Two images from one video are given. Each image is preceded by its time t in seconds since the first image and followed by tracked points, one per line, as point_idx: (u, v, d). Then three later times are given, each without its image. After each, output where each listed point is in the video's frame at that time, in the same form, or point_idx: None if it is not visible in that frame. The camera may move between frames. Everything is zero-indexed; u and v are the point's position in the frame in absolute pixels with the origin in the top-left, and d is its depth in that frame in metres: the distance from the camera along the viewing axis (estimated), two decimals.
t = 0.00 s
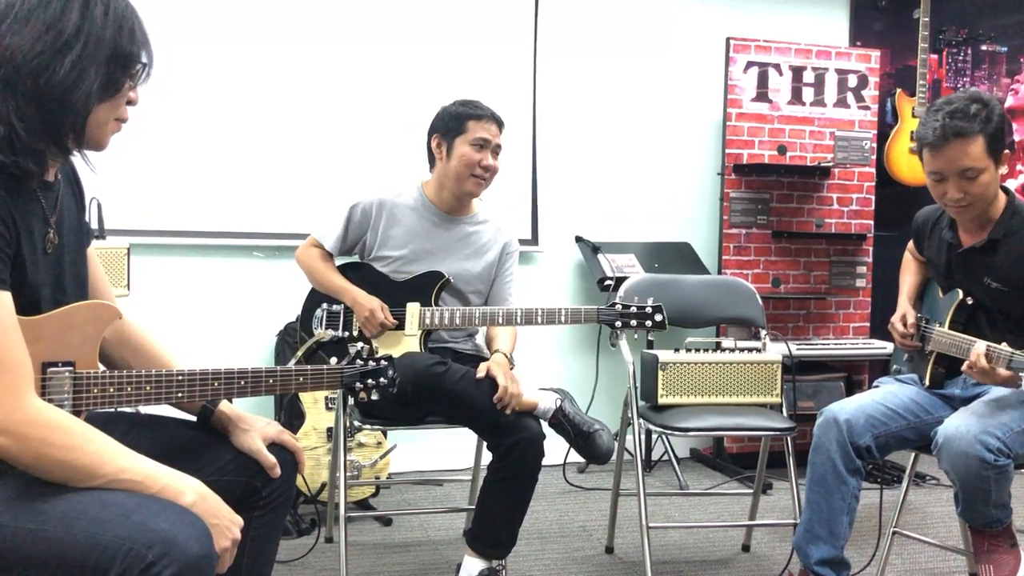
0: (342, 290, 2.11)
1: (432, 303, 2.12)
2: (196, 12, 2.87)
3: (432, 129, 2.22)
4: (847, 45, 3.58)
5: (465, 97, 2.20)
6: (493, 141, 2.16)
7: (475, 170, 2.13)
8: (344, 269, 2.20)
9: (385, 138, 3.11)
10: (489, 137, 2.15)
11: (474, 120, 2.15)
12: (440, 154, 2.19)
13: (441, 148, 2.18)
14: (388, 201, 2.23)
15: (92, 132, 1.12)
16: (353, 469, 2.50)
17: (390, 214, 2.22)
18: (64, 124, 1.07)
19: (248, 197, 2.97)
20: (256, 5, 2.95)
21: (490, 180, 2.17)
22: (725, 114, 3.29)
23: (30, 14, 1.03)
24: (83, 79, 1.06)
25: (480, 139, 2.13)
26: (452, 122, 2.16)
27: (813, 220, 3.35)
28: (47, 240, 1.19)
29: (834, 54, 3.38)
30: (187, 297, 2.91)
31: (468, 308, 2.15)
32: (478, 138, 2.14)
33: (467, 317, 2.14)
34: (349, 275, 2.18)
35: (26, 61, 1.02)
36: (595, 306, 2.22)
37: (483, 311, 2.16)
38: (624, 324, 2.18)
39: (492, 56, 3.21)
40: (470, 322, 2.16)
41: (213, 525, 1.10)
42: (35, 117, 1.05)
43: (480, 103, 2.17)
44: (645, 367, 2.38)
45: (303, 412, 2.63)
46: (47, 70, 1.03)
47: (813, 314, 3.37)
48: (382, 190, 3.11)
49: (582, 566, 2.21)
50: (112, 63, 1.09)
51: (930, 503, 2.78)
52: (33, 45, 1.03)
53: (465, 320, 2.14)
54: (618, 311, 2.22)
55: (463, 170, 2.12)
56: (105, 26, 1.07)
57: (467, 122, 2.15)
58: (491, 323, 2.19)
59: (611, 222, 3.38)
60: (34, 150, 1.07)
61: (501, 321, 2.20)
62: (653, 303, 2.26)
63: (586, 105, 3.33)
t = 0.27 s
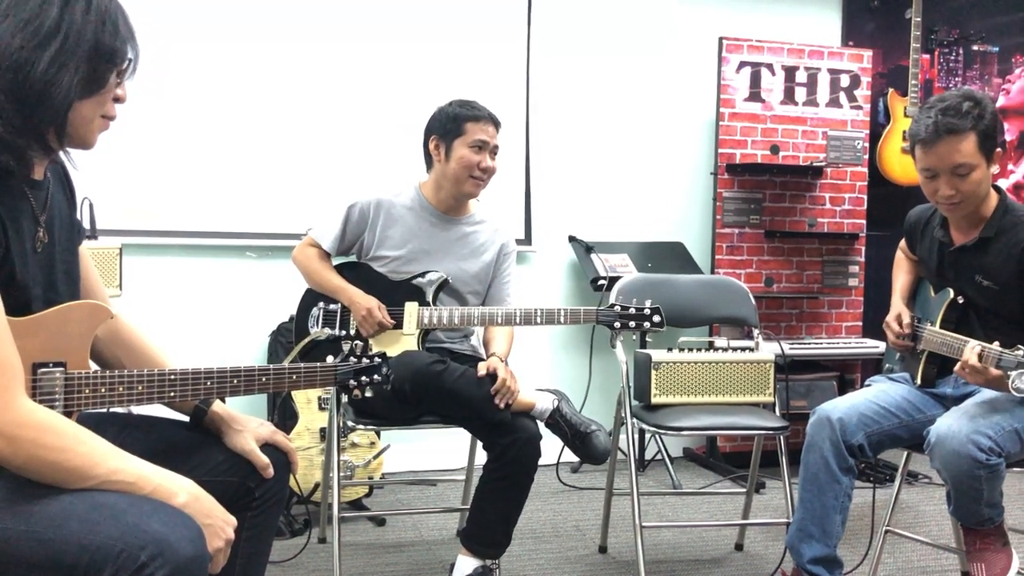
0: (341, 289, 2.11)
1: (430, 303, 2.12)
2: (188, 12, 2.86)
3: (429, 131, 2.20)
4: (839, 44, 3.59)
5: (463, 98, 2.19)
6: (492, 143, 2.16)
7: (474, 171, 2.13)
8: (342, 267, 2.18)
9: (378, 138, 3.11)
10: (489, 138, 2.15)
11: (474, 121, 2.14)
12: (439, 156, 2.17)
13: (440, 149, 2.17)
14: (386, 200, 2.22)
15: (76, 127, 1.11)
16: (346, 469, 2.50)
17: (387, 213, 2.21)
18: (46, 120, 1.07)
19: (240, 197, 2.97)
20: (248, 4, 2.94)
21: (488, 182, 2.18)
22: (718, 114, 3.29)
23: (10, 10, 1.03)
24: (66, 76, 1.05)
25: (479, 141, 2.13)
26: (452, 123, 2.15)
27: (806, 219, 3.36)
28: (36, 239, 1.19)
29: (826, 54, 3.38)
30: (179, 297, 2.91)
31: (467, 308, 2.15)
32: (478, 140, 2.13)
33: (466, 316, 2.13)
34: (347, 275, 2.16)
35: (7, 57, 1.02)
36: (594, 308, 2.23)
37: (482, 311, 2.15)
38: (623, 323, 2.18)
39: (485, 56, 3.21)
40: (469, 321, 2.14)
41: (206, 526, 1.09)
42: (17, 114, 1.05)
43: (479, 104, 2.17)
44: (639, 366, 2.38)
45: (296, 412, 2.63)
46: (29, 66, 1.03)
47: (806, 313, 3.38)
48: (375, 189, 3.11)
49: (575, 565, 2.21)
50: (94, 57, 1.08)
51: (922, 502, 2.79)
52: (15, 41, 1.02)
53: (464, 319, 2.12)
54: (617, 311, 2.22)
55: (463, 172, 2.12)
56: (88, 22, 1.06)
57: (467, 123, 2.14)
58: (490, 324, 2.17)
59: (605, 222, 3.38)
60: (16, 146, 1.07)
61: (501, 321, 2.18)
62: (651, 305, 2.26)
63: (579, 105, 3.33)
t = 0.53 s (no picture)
0: (330, 289, 2.10)
1: (421, 302, 2.11)
2: (180, 12, 2.85)
3: (424, 128, 2.21)
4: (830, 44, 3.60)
5: (459, 97, 2.19)
6: (486, 143, 2.15)
7: (466, 171, 2.13)
8: (331, 266, 2.19)
9: (370, 138, 3.11)
10: (483, 138, 2.15)
11: (469, 121, 2.14)
12: (433, 153, 2.17)
13: (433, 147, 2.17)
14: (377, 200, 2.22)
15: (63, 126, 1.11)
16: (339, 470, 2.50)
17: (378, 213, 2.21)
18: (31, 117, 1.06)
19: (232, 197, 2.96)
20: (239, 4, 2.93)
21: (480, 182, 2.18)
22: (710, 114, 3.30)
23: None
24: (51, 73, 1.05)
25: (473, 141, 2.13)
26: (446, 121, 2.15)
27: (797, 219, 3.37)
28: (26, 239, 1.19)
29: (818, 54, 3.39)
30: (170, 297, 2.90)
31: (458, 308, 2.14)
32: (472, 139, 2.13)
33: (457, 316, 2.13)
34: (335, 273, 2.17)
35: None
36: (585, 306, 2.22)
37: (473, 310, 2.15)
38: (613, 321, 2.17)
39: (477, 56, 3.21)
40: (460, 321, 2.14)
41: (198, 526, 1.09)
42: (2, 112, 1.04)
43: (474, 105, 2.16)
44: (631, 366, 2.38)
45: (288, 413, 2.62)
46: (13, 63, 1.03)
47: (797, 313, 3.39)
48: (368, 189, 3.11)
49: (568, 565, 2.21)
50: (79, 54, 1.07)
51: (913, 501, 2.80)
52: None
53: (454, 318, 2.12)
54: (607, 308, 2.21)
55: (455, 170, 2.12)
56: (73, 20, 1.06)
57: (461, 122, 2.14)
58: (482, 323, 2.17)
59: (597, 221, 3.38)
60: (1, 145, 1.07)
61: (493, 321, 2.17)
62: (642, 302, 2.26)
63: (571, 105, 3.33)
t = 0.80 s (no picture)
0: (322, 290, 2.10)
1: (413, 302, 2.12)
2: (172, 11, 2.85)
3: (416, 126, 2.21)
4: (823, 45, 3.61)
5: (451, 96, 2.19)
6: (478, 141, 2.15)
7: (458, 168, 2.13)
8: (323, 267, 2.19)
9: (364, 138, 3.11)
10: (475, 137, 2.15)
11: (461, 119, 2.14)
12: (424, 151, 2.18)
13: (425, 145, 2.17)
14: (369, 200, 2.22)
15: (53, 126, 1.11)
16: (332, 470, 2.50)
17: (370, 213, 2.21)
18: (21, 117, 1.06)
19: (225, 197, 2.95)
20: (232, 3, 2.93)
21: (471, 181, 2.17)
22: (703, 113, 3.30)
23: None
24: (41, 74, 1.05)
25: (465, 139, 2.13)
26: (438, 119, 2.15)
27: (791, 219, 3.38)
28: (17, 239, 1.18)
29: (811, 54, 3.40)
30: (163, 297, 2.89)
31: (451, 307, 2.14)
32: (463, 137, 2.13)
33: (450, 315, 2.12)
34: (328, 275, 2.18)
35: None
36: (577, 303, 2.22)
37: (466, 309, 2.15)
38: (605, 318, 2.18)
39: (471, 56, 3.21)
40: (454, 320, 2.14)
41: (191, 525, 1.09)
42: None
43: (466, 103, 2.16)
44: (624, 366, 2.38)
45: (281, 413, 2.62)
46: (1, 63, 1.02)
47: (791, 312, 3.39)
48: (362, 189, 3.10)
49: (561, 565, 2.21)
50: (70, 54, 1.07)
51: (906, 500, 2.81)
52: None
53: (447, 317, 2.12)
54: (599, 304, 2.22)
55: (446, 168, 2.12)
56: (63, 20, 1.06)
57: (453, 120, 2.14)
58: (475, 322, 2.17)
59: (590, 221, 3.38)
60: None
61: (486, 319, 2.17)
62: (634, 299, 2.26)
63: (565, 105, 3.34)
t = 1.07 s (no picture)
0: (317, 291, 2.09)
1: (410, 301, 2.11)
2: (168, 11, 2.84)
3: (411, 127, 2.21)
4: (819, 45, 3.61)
5: (444, 96, 2.19)
6: (472, 141, 2.15)
7: (452, 168, 2.12)
8: (320, 269, 2.19)
9: (361, 138, 3.11)
10: (469, 137, 2.15)
11: (455, 119, 2.14)
12: (419, 151, 2.18)
13: (420, 145, 2.17)
14: (364, 200, 2.22)
15: (47, 126, 1.10)
16: (329, 470, 2.49)
17: (366, 213, 2.21)
18: (14, 116, 1.06)
19: (221, 197, 2.95)
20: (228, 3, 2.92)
21: (466, 181, 2.17)
22: (699, 113, 3.31)
23: None
24: (34, 73, 1.04)
25: (458, 139, 2.13)
26: (432, 120, 2.15)
27: (787, 219, 3.38)
28: (11, 239, 1.18)
29: (807, 54, 3.40)
30: (159, 297, 2.89)
31: (447, 306, 2.14)
32: (458, 138, 2.13)
33: (446, 314, 2.12)
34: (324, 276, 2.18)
35: None
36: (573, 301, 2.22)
37: (462, 308, 2.15)
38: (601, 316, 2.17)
39: (467, 56, 3.21)
40: (450, 319, 2.14)
41: (187, 526, 1.09)
42: None
43: (460, 102, 2.17)
44: (621, 366, 2.39)
45: (277, 413, 2.61)
46: None
47: (787, 312, 3.40)
48: (358, 189, 3.10)
49: (558, 565, 2.21)
50: (65, 54, 1.07)
51: (902, 499, 2.82)
52: None
53: (444, 316, 2.12)
54: (595, 303, 2.22)
55: (441, 168, 2.12)
56: (57, 20, 1.05)
57: (447, 120, 2.14)
58: (472, 321, 2.16)
59: (587, 221, 3.38)
60: None
61: (482, 318, 2.17)
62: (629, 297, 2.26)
63: (561, 105, 3.34)
